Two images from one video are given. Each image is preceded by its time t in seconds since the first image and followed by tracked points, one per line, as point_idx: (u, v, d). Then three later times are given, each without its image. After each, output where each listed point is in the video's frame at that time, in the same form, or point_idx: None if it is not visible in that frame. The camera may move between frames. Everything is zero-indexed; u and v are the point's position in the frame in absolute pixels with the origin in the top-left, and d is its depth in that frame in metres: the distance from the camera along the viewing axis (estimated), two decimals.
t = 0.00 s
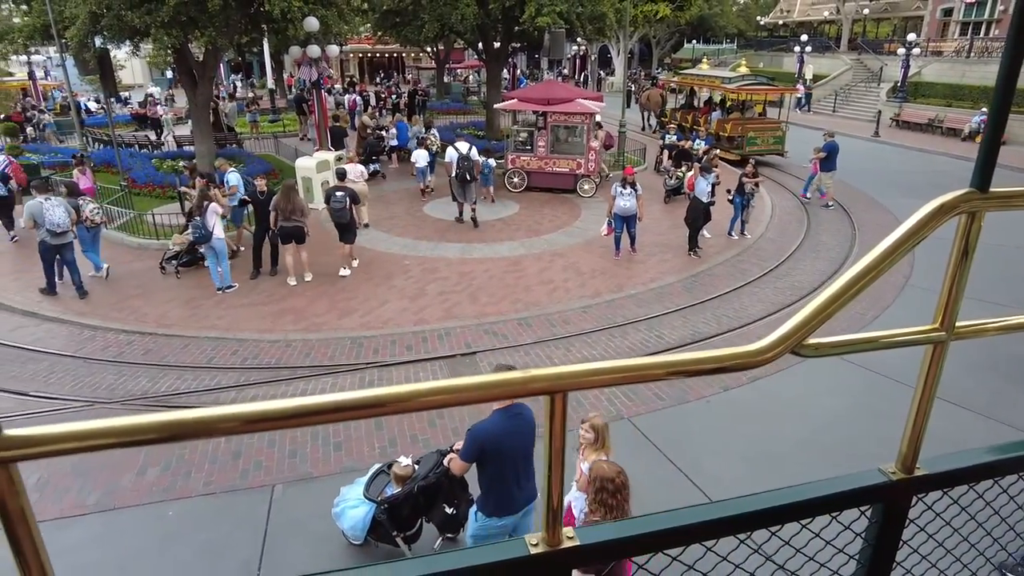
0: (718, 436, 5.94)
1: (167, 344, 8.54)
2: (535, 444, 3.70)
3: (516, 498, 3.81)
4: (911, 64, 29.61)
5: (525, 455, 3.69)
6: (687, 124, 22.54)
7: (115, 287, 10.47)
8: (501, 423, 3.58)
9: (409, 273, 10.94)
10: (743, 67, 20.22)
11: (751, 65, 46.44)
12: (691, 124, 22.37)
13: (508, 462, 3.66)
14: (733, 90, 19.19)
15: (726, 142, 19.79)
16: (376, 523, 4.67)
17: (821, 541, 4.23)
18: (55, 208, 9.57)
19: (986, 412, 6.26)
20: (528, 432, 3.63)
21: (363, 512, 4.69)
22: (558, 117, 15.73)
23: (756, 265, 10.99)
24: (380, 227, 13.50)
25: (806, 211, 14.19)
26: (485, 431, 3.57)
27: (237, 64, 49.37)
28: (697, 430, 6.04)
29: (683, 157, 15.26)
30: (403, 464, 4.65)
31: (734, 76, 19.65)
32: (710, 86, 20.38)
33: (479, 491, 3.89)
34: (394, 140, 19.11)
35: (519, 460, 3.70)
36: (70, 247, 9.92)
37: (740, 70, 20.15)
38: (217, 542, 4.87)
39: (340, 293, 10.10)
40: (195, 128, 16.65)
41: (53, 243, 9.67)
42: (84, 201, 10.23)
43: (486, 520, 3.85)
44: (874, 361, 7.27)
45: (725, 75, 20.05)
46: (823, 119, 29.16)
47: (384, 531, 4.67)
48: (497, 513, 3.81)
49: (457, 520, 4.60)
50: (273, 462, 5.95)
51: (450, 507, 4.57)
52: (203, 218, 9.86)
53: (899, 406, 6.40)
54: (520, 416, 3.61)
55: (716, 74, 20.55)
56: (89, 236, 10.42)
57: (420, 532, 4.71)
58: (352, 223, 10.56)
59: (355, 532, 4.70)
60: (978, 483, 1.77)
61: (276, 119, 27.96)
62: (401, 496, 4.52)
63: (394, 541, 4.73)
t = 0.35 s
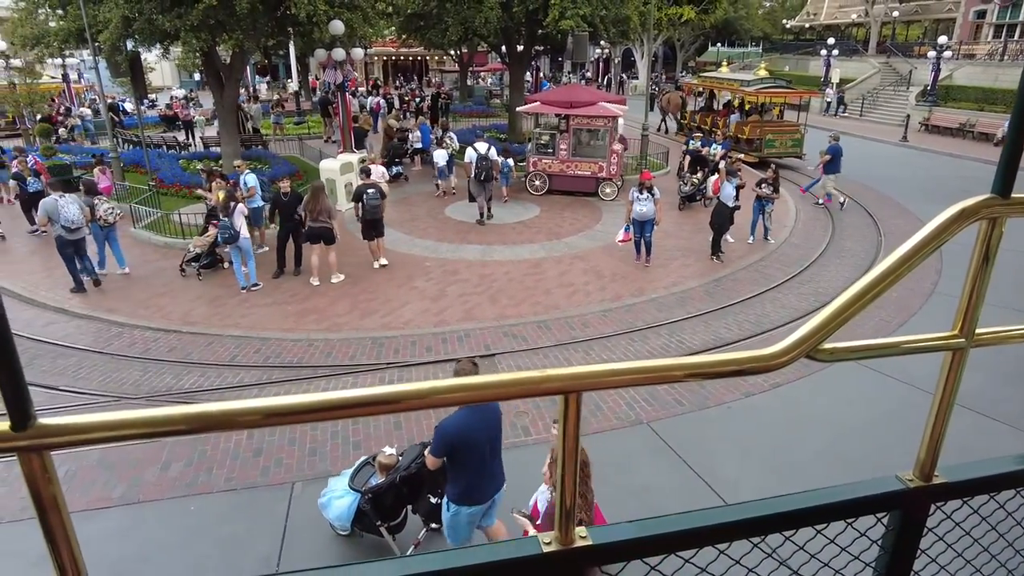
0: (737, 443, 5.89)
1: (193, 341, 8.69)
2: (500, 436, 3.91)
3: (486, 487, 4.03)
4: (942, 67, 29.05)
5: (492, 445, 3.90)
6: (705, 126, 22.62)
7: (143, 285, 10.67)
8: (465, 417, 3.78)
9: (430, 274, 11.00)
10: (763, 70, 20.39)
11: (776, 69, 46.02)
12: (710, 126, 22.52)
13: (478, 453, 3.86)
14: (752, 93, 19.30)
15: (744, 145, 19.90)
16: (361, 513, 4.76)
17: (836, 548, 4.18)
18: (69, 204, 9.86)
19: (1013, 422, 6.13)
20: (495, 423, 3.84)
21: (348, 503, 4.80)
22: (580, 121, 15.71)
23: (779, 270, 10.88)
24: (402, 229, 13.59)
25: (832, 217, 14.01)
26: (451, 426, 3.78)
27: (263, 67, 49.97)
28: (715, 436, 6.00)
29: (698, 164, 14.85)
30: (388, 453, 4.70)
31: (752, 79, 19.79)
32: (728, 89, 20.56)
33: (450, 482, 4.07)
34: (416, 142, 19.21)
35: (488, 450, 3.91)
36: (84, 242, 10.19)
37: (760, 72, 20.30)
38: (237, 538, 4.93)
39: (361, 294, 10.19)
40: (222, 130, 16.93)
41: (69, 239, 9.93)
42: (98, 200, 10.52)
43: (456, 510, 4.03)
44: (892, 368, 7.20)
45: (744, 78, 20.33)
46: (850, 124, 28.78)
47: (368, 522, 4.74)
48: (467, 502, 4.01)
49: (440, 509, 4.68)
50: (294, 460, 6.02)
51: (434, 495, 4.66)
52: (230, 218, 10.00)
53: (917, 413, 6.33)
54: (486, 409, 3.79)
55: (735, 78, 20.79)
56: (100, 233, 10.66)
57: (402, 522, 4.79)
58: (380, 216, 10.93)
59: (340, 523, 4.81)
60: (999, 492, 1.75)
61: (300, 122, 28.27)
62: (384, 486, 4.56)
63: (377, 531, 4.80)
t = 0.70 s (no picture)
0: (750, 447, 5.84)
1: (209, 340, 8.78)
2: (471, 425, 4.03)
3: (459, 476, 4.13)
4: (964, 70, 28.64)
5: (461, 435, 4.04)
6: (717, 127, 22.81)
7: (161, 284, 10.80)
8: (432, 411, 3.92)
9: (444, 276, 11.04)
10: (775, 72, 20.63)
11: (794, 71, 45.70)
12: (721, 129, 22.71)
13: (446, 444, 4.01)
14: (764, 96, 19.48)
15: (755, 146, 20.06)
16: (337, 504, 4.81)
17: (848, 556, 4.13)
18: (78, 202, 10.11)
19: None
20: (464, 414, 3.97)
21: (324, 493, 4.84)
22: (596, 123, 15.67)
23: (795, 275, 10.79)
24: (417, 230, 13.65)
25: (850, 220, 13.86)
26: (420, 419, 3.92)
27: (282, 69, 50.40)
28: (728, 440, 5.96)
29: (705, 169, 14.45)
30: (365, 445, 4.79)
31: (765, 82, 20.19)
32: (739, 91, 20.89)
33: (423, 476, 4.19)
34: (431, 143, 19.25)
35: (457, 440, 4.04)
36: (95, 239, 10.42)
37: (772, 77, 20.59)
38: (250, 536, 4.96)
39: (376, 295, 10.24)
40: (240, 131, 17.11)
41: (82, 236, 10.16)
42: (104, 199, 10.75)
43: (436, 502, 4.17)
44: (906, 373, 7.13)
45: (758, 81, 20.51)
46: (870, 127, 28.45)
47: (343, 512, 4.81)
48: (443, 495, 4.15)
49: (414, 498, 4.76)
50: (307, 459, 6.06)
51: (408, 486, 4.73)
52: (251, 218, 10.13)
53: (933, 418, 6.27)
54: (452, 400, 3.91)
55: (748, 80, 21.02)
56: (109, 232, 10.90)
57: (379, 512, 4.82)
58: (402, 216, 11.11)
59: (317, 513, 4.85)
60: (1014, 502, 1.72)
61: (318, 123, 28.48)
62: (358, 476, 4.62)
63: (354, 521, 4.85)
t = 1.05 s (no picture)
0: (762, 452, 5.79)
1: (222, 339, 8.83)
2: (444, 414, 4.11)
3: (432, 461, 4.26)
4: (983, 72, 28.30)
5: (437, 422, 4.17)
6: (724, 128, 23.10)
7: (175, 283, 10.89)
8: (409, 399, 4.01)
9: (456, 277, 11.05)
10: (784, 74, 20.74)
11: (809, 74, 45.39)
12: (730, 130, 22.83)
13: (424, 429, 4.10)
14: (771, 97, 19.82)
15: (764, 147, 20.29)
16: (306, 496, 4.79)
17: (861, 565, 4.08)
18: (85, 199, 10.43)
19: None
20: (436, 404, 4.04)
21: (294, 485, 4.83)
22: (608, 125, 15.63)
23: (809, 279, 10.70)
24: (428, 232, 13.66)
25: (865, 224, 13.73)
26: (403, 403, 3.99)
27: (296, 70, 50.73)
28: (740, 445, 5.92)
29: (710, 173, 14.06)
30: (334, 437, 4.84)
31: (773, 82, 20.34)
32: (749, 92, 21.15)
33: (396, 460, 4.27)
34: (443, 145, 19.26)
35: (433, 427, 4.16)
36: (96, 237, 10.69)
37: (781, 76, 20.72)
38: (260, 535, 4.97)
39: (388, 296, 10.27)
40: (255, 133, 17.24)
41: (82, 232, 10.43)
42: (111, 199, 11.05)
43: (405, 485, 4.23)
44: (921, 378, 7.07)
45: (766, 81, 20.69)
46: (886, 130, 28.18)
47: (313, 504, 4.79)
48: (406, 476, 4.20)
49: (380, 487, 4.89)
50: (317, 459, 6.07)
51: (374, 475, 4.86)
52: (271, 219, 10.21)
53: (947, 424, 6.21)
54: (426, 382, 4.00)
55: (758, 82, 21.16)
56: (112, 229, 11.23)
57: (347, 503, 4.89)
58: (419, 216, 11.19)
59: (286, 505, 4.82)
60: None
61: (331, 125, 28.62)
62: (328, 467, 4.69)
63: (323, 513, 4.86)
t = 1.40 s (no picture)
0: (773, 458, 5.75)
1: (234, 340, 8.90)
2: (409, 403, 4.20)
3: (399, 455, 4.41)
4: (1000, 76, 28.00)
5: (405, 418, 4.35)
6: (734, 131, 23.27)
7: (189, 284, 10.98)
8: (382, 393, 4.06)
9: (466, 279, 11.07)
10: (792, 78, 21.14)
11: (823, 77, 45.18)
12: (740, 132, 22.90)
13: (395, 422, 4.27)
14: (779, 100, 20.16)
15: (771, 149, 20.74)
16: (275, 488, 4.96)
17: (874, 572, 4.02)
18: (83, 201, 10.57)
19: None
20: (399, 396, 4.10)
21: (263, 478, 4.99)
22: (620, 128, 15.61)
23: (822, 283, 10.62)
24: (439, 234, 13.69)
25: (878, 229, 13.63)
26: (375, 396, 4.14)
27: (309, 73, 51.02)
28: (751, 450, 5.88)
29: (712, 179, 13.95)
30: (300, 431, 5.02)
31: (781, 86, 20.70)
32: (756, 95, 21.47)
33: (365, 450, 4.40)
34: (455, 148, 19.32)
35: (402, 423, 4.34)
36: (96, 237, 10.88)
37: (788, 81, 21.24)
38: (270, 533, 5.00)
39: (399, 297, 10.30)
40: (268, 135, 17.36)
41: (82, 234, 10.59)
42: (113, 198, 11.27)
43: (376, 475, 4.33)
44: (936, 386, 6.95)
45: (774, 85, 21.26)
46: (900, 134, 27.97)
47: (282, 496, 4.94)
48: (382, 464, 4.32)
49: (349, 480, 4.87)
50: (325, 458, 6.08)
51: (343, 468, 4.85)
52: (289, 219, 10.37)
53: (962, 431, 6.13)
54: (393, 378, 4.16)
55: (764, 85, 21.62)
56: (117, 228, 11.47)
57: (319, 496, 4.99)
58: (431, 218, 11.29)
59: (256, 498, 4.97)
60: None
61: (344, 127, 28.77)
62: (295, 460, 4.82)
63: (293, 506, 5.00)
